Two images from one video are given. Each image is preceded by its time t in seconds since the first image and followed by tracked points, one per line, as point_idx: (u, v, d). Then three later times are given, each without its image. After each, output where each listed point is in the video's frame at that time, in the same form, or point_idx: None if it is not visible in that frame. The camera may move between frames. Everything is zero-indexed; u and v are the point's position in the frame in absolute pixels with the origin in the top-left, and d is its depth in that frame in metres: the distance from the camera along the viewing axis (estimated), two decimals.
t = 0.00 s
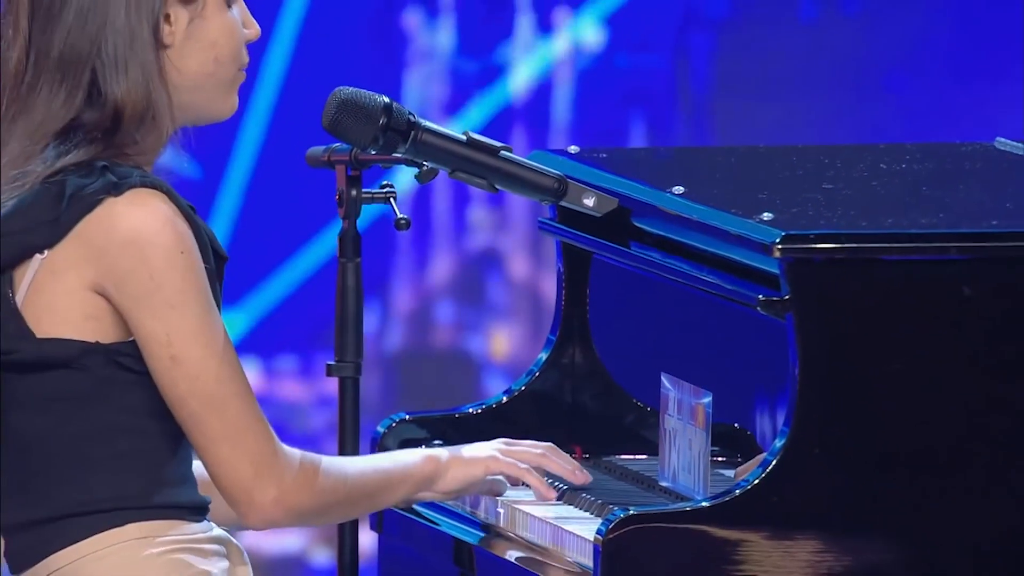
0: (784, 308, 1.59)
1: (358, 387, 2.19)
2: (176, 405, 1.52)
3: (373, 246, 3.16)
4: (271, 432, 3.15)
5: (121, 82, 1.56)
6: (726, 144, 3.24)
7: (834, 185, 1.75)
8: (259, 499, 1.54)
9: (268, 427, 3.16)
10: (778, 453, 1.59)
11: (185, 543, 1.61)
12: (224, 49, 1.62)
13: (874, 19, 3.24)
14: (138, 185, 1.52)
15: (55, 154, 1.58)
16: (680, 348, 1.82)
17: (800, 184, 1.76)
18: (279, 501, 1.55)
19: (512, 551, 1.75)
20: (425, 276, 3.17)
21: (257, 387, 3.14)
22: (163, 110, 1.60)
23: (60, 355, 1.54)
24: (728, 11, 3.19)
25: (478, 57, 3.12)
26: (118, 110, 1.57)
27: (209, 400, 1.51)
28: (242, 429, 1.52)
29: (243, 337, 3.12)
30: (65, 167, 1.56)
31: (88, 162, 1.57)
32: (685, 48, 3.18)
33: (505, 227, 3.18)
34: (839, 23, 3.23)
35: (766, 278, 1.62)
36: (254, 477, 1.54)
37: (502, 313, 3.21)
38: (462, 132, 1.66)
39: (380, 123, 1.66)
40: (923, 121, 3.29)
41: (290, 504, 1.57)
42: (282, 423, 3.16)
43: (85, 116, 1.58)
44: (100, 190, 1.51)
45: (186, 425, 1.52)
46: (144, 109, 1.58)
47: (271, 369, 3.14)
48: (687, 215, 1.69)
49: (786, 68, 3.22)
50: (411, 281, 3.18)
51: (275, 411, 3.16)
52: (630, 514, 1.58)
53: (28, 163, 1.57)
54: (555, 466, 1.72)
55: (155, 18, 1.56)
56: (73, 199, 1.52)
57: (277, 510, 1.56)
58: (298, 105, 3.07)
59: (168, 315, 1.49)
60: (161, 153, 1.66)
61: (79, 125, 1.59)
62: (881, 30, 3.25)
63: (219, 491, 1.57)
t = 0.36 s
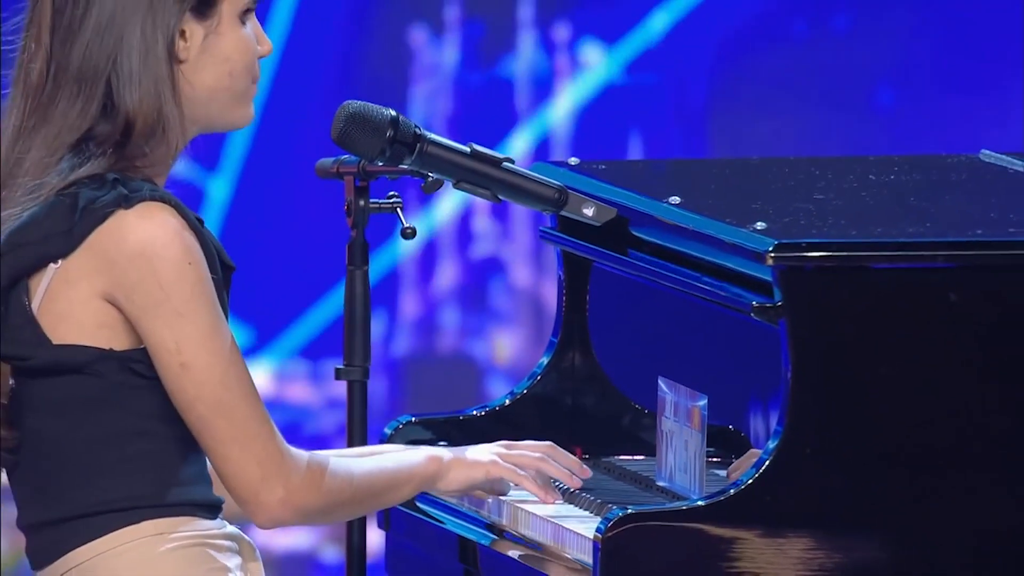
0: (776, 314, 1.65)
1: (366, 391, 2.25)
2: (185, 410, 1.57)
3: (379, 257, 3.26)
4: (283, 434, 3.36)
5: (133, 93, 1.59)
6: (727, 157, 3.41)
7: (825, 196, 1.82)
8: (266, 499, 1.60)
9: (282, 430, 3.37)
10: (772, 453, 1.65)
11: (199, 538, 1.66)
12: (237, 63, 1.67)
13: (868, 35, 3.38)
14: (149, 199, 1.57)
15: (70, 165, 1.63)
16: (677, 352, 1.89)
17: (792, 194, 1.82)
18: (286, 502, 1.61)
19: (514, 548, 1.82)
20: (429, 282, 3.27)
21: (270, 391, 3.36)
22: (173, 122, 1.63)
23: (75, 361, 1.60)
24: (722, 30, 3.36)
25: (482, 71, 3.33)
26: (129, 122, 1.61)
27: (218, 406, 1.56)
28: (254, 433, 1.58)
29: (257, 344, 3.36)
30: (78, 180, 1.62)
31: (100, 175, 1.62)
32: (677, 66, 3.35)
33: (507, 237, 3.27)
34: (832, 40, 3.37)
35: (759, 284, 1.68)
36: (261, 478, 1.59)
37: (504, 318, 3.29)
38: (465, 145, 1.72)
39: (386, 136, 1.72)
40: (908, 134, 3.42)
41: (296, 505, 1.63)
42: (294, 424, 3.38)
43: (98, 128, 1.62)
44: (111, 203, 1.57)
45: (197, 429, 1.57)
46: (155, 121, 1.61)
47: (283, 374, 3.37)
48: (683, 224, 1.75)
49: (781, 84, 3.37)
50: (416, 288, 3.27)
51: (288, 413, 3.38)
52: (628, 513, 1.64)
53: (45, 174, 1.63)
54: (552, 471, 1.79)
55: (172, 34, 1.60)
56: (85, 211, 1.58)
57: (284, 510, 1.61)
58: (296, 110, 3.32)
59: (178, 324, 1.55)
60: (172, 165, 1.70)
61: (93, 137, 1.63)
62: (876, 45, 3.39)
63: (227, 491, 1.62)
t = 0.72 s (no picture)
0: (767, 320, 1.71)
1: (373, 394, 2.32)
2: (200, 412, 1.63)
3: (385, 264, 3.33)
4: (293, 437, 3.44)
5: (150, 105, 1.66)
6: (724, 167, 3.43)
7: (815, 206, 1.89)
8: (278, 499, 1.66)
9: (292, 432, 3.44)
10: (764, 454, 1.71)
11: (212, 535, 1.73)
12: (252, 78, 1.74)
13: (863, 46, 3.40)
14: (165, 209, 1.63)
15: (91, 175, 1.69)
16: (673, 356, 1.95)
17: (783, 204, 1.89)
18: (297, 502, 1.67)
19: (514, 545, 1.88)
20: (433, 289, 3.34)
21: (280, 395, 3.43)
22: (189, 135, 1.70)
23: (93, 365, 1.67)
24: (720, 42, 3.37)
25: (484, 89, 3.35)
26: (147, 135, 1.68)
27: (231, 408, 1.62)
28: (264, 435, 1.64)
29: (265, 349, 3.41)
30: (99, 190, 1.67)
31: (118, 184, 1.68)
32: (676, 77, 3.37)
33: (510, 246, 3.33)
34: (829, 50, 3.39)
35: (751, 291, 1.75)
36: (273, 479, 1.65)
37: (506, 324, 3.35)
38: (469, 156, 1.78)
39: (392, 148, 1.79)
40: (900, 147, 3.44)
41: (307, 505, 1.69)
42: (304, 427, 3.45)
43: (117, 140, 1.69)
44: (128, 213, 1.63)
45: (211, 431, 1.64)
46: (170, 133, 1.67)
47: (291, 379, 3.43)
48: (677, 233, 1.82)
49: (779, 96, 3.40)
50: (421, 294, 3.34)
51: (298, 416, 3.44)
52: (625, 512, 1.70)
53: (67, 184, 1.69)
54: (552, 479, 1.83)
55: (191, 50, 1.66)
56: (103, 221, 1.64)
57: (296, 510, 1.68)
58: (293, 118, 3.34)
59: (193, 330, 1.61)
60: (187, 177, 1.76)
61: (112, 148, 1.69)
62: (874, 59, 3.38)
63: (240, 491, 1.69)
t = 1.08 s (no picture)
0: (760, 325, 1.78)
1: (379, 396, 2.38)
2: (205, 415, 1.67)
3: (391, 270, 3.40)
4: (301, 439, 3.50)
5: (166, 116, 1.72)
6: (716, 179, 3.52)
7: (807, 215, 1.95)
8: (275, 503, 1.70)
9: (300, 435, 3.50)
10: (757, 455, 1.77)
11: (225, 533, 1.79)
12: (266, 93, 1.81)
13: (852, 57, 3.48)
14: (177, 218, 1.68)
15: (108, 183, 1.75)
16: (670, 360, 2.02)
17: (776, 214, 1.96)
18: (295, 506, 1.72)
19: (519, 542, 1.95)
20: (438, 294, 3.41)
21: (288, 398, 3.50)
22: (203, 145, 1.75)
23: (109, 368, 1.73)
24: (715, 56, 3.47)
25: (490, 101, 3.45)
26: (161, 145, 1.74)
27: (233, 412, 1.67)
28: (266, 439, 1.68)
29: (278, 353, 3.49)
30: (116, 198, 1.73)
31: (132, 193, 1.73)
32: (670, 91, 3.47)
33: (512, 253, 3.41)
34: (818, 62, 3.48)
35: (744, 297, 1.82)
36: (270, 484, 1.69)
37: (508, 328, 3.42)
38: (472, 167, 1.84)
39: (399, 159, 1.86)
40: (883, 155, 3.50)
41: (305, 509, 1.73)
42: (312, 429, 3.51)
43: (134, 149, 1.75)
44: (144, 221, 1.68)
45: (214, 433, 1.68)
46: (184, 145, 1.73)
47: (301, 382, 3.50)
48: (674, 240, 1.88)
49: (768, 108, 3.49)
50: (425, 299, 3.41)
51: (306, 418, 3.50)
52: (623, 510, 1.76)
53: (85, 193, 1.76)
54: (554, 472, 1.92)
55: (206, 65, 1.72)
56: (119, 228, 1.70)
57: (294, 514, 1.72)
58: (304, 133, 3.43)
59: (201, 335, 1.66)
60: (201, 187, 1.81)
61: (128, 158, 1.75)
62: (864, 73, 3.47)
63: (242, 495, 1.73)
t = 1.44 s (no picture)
0: (753, 328, 1.85)
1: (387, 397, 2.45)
2: (218, 416, 1.74)
3: (398, 277, 3.49)
4: (310, 438, 3.57)
5: (184, 126, 1.79)
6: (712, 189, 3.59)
7: (798, 224, 2.02)
8: (283, 503, 1.76)
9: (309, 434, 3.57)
10: (750, 454, 1.83)
11: (236, 529, 1.86)
12: (280, 104, 1.88)
13: (841, 68, 3.55)
14: (194, 225, 1.76)
15: (128, 190, 1.82)
16: (667, 363, 2.10)
17: (769, 222, 2.03)
18: (302, 507, 1.78)
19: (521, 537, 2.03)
20: (443, 300, 3.49)
21: (298, 399, 3.57)
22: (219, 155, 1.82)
23: (127, 368, 1.80)
24: (715, 69, 3.54)
25: (494, 113, 3.52)
26: (180, 153, 1.81)
27: (243, 414, 1.73)
28: (275, 439, 1.75)
29: (290, 356, 3.56)
30: (135, 206, 1.80)
31: (151, 201, 1.80)
32: (669, 103, 3.55)
33: (515, 260, 3.47)
34: (809, 73, 3.55)
35: (739, 302, 1.89)
36: (279, 484, 1.76)
37: (510, 333, 3.48)
38: (476, 176, 1.92)
39: (405, 169, 1.93)
40: (871, 169, 3.57)
41: (312, 510, 1.79)
42: (321, 430, 3.58)
43: (153, 157, 1.82)
44: (162, 228, 1.76)
45: (226, 434, 1.75)
46: (202, 154, 1.80)
47: (312, 382, 3.57)
48: (670, 246, 1.95)
49: (767, 119, 3.57)
50: (433, 305, 3.49)
51: (315, 419, 3.58)
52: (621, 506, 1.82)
53: (106, 200, 1.83)
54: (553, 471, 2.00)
55: (224, 77, 1.79)
56: (138, 234, 1.77)
57: (301, 514, 1.78)
58: (311, 143, 3.51)
59: (214, 339, 1.73)
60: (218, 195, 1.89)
61: (147, 165, 1.82)
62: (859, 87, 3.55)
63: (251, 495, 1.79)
